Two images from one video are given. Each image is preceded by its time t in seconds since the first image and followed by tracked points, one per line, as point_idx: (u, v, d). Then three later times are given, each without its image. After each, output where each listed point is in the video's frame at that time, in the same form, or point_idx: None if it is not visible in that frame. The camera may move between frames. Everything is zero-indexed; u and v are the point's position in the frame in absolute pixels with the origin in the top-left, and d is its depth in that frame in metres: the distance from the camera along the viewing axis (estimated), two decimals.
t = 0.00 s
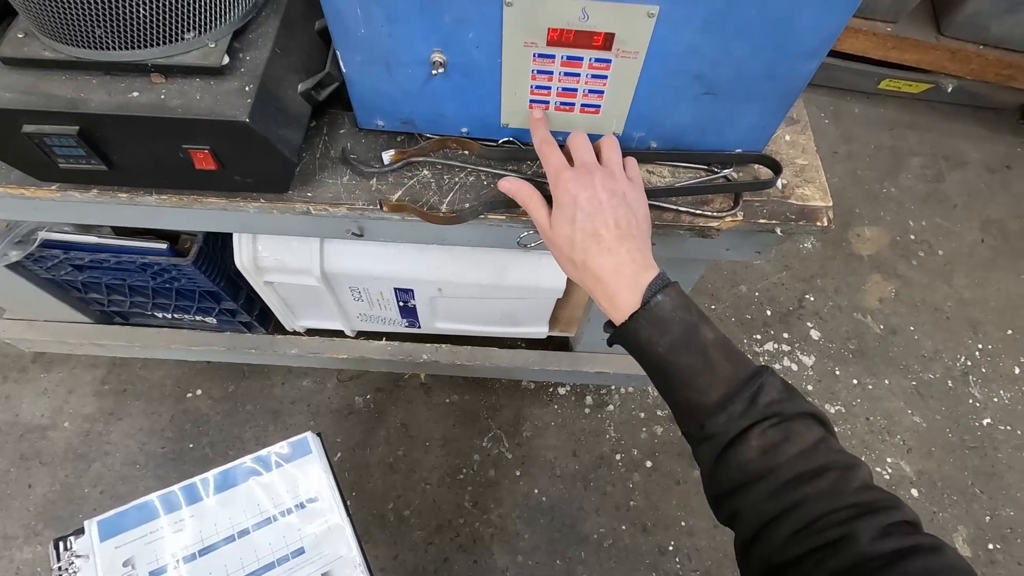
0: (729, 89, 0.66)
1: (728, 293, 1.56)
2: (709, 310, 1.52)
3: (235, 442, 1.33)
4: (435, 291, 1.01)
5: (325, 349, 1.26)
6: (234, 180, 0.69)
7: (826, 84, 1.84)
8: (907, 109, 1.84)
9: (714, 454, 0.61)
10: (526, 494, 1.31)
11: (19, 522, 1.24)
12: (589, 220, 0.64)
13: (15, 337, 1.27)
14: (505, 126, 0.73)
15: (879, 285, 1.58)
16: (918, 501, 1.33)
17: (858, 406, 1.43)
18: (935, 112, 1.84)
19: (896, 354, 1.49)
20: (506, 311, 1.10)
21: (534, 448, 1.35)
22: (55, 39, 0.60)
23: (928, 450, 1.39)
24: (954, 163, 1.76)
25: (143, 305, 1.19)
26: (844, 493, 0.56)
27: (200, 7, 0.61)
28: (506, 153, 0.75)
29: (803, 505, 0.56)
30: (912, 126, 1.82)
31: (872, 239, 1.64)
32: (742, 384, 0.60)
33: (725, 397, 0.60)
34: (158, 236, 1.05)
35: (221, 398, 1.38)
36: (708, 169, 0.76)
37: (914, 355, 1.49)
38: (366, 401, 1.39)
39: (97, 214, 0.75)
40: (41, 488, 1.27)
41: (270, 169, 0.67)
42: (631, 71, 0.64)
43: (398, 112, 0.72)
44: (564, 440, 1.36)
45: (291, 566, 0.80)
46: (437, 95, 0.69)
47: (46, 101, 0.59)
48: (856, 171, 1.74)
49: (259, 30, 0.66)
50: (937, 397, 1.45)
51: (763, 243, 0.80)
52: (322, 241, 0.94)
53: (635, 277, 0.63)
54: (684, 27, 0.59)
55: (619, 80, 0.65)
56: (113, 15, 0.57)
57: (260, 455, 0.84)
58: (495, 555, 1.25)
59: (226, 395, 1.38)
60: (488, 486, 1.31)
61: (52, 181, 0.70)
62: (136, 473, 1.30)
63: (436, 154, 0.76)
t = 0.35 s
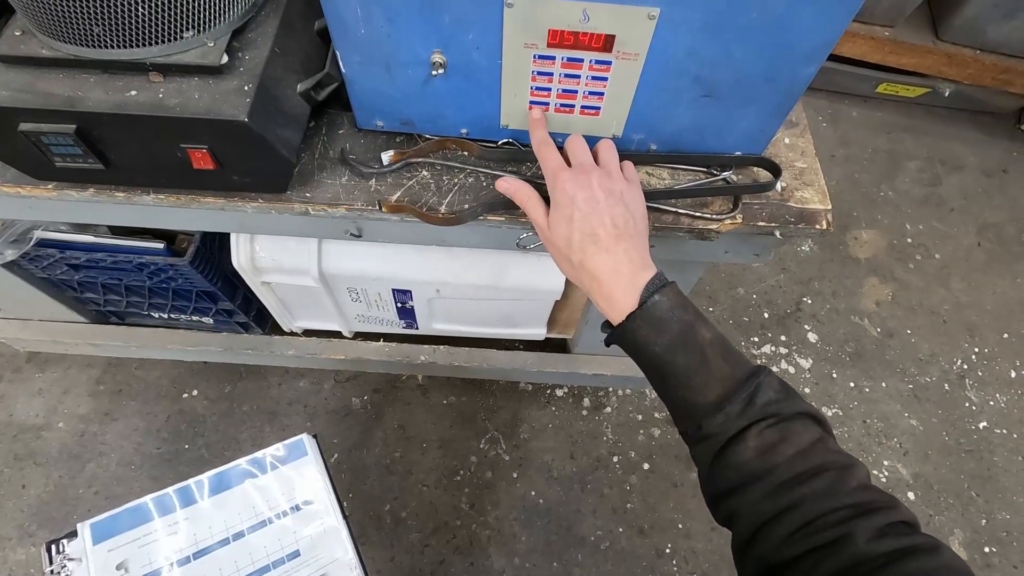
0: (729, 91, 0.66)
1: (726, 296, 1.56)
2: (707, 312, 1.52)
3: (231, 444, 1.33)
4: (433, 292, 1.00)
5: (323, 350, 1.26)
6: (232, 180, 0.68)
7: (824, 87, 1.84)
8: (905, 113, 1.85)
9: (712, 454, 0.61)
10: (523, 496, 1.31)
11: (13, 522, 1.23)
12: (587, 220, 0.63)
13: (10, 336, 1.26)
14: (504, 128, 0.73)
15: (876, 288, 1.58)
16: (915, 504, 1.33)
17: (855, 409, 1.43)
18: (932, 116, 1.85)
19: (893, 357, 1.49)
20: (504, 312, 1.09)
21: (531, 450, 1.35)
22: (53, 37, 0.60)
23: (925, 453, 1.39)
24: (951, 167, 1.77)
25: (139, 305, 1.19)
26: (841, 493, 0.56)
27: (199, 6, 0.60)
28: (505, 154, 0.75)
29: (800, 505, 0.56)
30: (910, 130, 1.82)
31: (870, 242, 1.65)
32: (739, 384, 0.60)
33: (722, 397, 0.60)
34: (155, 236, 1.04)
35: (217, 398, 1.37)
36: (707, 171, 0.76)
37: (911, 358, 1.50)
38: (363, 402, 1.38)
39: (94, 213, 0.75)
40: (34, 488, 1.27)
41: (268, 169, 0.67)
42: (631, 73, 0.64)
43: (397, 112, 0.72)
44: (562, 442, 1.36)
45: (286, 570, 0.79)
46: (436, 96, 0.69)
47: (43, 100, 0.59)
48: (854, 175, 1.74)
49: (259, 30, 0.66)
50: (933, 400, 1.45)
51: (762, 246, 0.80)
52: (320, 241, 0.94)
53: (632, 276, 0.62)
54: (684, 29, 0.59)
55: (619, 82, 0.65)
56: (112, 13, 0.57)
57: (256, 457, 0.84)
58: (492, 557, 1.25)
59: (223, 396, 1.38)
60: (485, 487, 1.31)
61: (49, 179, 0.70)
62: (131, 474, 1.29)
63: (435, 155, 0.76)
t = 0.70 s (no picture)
0: (729, 95, 0.66)
1: (724, 299, 1.56)
2: (705, 315, 1.52)
3: (227, 445, 1.32)
4: (432, 294, 1.00)
5: (320, 351, 1.25)
6: (230, 181, 0.68)
7: (822, 90, 1.85)
8: (902, 116, 1.85)
9: (711, 455, 0.61)
10: (521, 499, 1.30)
11: (7, 524, 1.22)
12: (586, 220, 0.63)
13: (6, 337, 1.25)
14: (504, 130, 0.73)
15: (873, 291, 1.59)
16: (912, 507, 1.33)
17: (853, 412, 1.43)
18: (930, 120, 1.85)
19: (890, 360, 1.50)
20: (503, 315, 1.09)
21: (529, 452, 1.35)
22: (51, 38, 0.59)
23: (922, 456, 1.39)
24: (949, 171, 1.77)
25: (136, 306, 1.18)
26: (840, 495, 0.56)
27: (198, 7, 0.60)
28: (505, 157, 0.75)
29: (799, 507, 0.56)
30: (907, 134, 1.83)
31: (867, 246, 1.65)
32: (738, 386, 0.60)
33: (722, 399, 0.60)
34: (152, 236, 1.04)
35: (214, 400, 1.37)
36: (706, 175, 0.76)
37: (908, 362, 1.50)
38: (360, 404, 1.38)
39: (91, 214, 0.75)
40: (29, 490, 1.26)
41: (267, 171, 0.67)
42: (631, 76, 0.64)
43: (396, 114, 0.72)
44: (560, 444, 1.36)
45: (283, 572, 0.79)
46: (436, 98, 0.68)
47: (41, 100, 0.58)
48: (852, 178, 1.74)
49: (258, 31, 0.66)
50: (930, 403, 1.45)
51: (761, 250, 0.80)
52: (318, 243, 0.94)
53: (632, 277, 0.62)
54: (684, 33, 0.59)
55: (619, 85, 0.65)
56: (111, 14, 0.56)
57: (253, 459, 0.83)
58: (489, 560, 1.25)
59: (219, 397, 1.37)
60: (483, 490, 1.31)
61: (46, 180, 0.69)
62: (127, 475, 1.28)
63: (435, 157, 0.76)
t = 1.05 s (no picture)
0: (727, 98, 0.66)
1: (722, 300, 1.56)
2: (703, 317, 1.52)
3: (225, 446, 1.32)
4: (430, 295, 1.00)
5: (318, 352, 1.25)
6: (228, 182, 0.68)
7: (820, 93, 1.85)
8: (900, 119, 1.86)
9: (709, 456, 0.61)
10: (518, 500, 1.30)
11: (3, 524, 1.22)
12: (584, 221, 0.64)
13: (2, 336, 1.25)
14: (502, 132, 0.73)
15: (871, 293, 1.59)
16: (909, 509, 1.34)
17: (850, 414, 1.43)
18: (927, 123, 1.86)
19: (887, 363, 1.50)
20: (501, 316, 1.09)
21: (527, 453, 1.35)
22: (48, 38, 0.59)
23: (919, 458, 1.39)
24: (946, 174, 1.78)
25: (134, 306, 1.18)
26: (838, 497, 0.56)
27: (196, 8, 0.60)
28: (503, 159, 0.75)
29: (796, 509, 0.56)
30: (905, 137, 1.83)
31: (865, 248, 1.65)
32: (736, 388, 0.60)
33: (719, 401, 0.60)
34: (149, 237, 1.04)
35: (211, 400, 1.36)
36: (704, 178, 0.76)
37: (905, 364, 1.50)
38: (358, 405, 1.38)
39: (88, 214, 0.74)
40: (25, 490, 1.25)
41: (265, 172, 0.67)
42: (629, 79, 0.64)
43: (394, 116, 0.72)
44: (557, 446, 1.36)
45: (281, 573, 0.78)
46: (434, 100, 0.68)
47: (38, 100, 0.58)
48: (849, 181, 1.75)
49: (257, 32, 0.66)
50: (927, 406, 1.45)
51: (759, 252, 0.80)
52: (316, 244, 0.94)
53: (629, 278, 0.62)
54: (682, 37, 0.59)
55: (617, 87, 0.65)
56: (108, 14, 0.56)
57: (252, 458, 0.83)
58: (486, 561, 1.24)
59: (217, 398, 1.37)
60: (480, 491, 1.31)
61: (43, 180, 0.69)
62: (123, 476, 1.28)
63: (433, 159, 0.76)
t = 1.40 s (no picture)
0: (726, 99, 0.66)
1: (721, 301, 1.56)
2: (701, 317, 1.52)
3: (222, 445, 1.32)
4: (428, 295, 1.00)
5: (316, 351, 1.25)
6: (226, 181, 0.68)
7: (818, 93, 1.85)
8: (899, 119, 1.86)
9: (707, 457, 0.61)
10: (516, 500, 1.30)
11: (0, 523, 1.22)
12: (583, 220, 0.63)
13: None
14: (501, 132, 0.72)
15: (869, 294, 1.59)
16: (906, 510, 1.34)
17: (848, 415, 1.43)
18: (925, 124, 1.86)
19: (885, 363, 1.50)
20: (499, 315, 1.09)
21: (525, 453, 1.35)
22: (46, 36, 0.59)
23: (916, 459, 1.39)
24: (944, 175, 1.78)
25: (131, 305, 1.18)
26: (836, 497, 0.56)
27: (195, 6, 0.60)
28: (502, 159, 0.74)
29: (794, 509, 0.56)
30: (904, 138, 1.83)
31: (863, 248, 1.65)
32: (734, 388, 0.60)
33: (718, 401, 0.60)
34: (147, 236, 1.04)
35: (208, 399, 1.36)
36: (703, 178, 0.76)
37: (903, 365, 1.50)
38: (356, 404, 1.38)
39: (85, 212, 0.74)
40: (22, 489, 1.25)
41: (263, 171, 0.67)
42: (628, 79, 0.64)
43: (393, 115, 0.72)
44: (555, 445, 1.36)
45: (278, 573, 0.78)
46: (433, 99, 0.68)
47: (35, 98, 0.58)
48: (848, 181, 1.75)
49: (255, 31, 0.66)
50: (925, 406, 1.45)
51: (757, 253, 0.80)
52: (315, 243, 0.94)
53: (628, 278, 0.62)
54: (681, 37, 0.59)
55: (617, 88, 0.65)
56: (106, 12, 0.56)
57: (249, 458, 0.83)
58: (483, 561, 1.24)
59: (214, 397, 1.37)
60: (478, 491, 1.31)
61: (40, 178, 0.69)
62: (121, 475, 1.28)
63: (431, 158, 0.76)
